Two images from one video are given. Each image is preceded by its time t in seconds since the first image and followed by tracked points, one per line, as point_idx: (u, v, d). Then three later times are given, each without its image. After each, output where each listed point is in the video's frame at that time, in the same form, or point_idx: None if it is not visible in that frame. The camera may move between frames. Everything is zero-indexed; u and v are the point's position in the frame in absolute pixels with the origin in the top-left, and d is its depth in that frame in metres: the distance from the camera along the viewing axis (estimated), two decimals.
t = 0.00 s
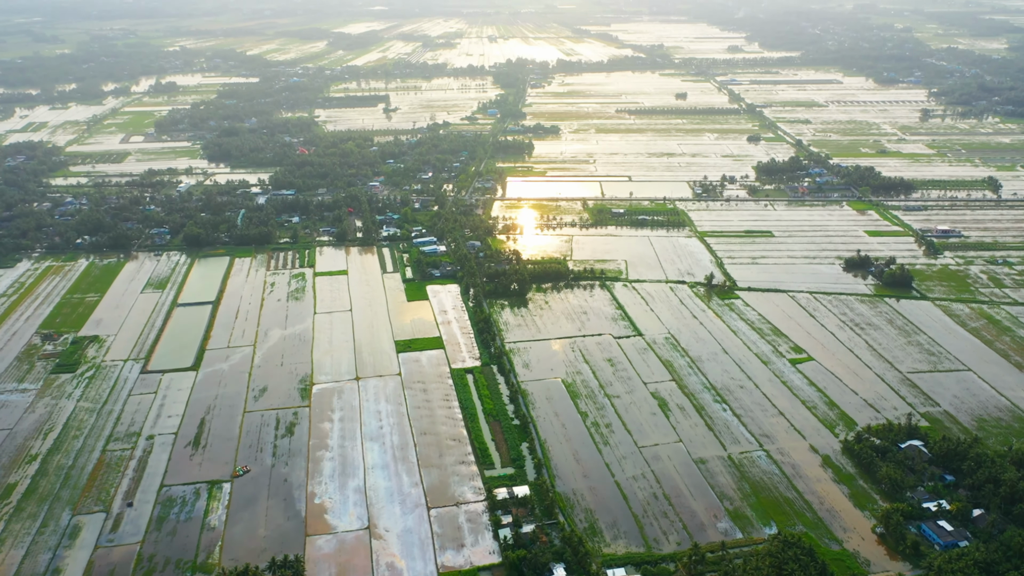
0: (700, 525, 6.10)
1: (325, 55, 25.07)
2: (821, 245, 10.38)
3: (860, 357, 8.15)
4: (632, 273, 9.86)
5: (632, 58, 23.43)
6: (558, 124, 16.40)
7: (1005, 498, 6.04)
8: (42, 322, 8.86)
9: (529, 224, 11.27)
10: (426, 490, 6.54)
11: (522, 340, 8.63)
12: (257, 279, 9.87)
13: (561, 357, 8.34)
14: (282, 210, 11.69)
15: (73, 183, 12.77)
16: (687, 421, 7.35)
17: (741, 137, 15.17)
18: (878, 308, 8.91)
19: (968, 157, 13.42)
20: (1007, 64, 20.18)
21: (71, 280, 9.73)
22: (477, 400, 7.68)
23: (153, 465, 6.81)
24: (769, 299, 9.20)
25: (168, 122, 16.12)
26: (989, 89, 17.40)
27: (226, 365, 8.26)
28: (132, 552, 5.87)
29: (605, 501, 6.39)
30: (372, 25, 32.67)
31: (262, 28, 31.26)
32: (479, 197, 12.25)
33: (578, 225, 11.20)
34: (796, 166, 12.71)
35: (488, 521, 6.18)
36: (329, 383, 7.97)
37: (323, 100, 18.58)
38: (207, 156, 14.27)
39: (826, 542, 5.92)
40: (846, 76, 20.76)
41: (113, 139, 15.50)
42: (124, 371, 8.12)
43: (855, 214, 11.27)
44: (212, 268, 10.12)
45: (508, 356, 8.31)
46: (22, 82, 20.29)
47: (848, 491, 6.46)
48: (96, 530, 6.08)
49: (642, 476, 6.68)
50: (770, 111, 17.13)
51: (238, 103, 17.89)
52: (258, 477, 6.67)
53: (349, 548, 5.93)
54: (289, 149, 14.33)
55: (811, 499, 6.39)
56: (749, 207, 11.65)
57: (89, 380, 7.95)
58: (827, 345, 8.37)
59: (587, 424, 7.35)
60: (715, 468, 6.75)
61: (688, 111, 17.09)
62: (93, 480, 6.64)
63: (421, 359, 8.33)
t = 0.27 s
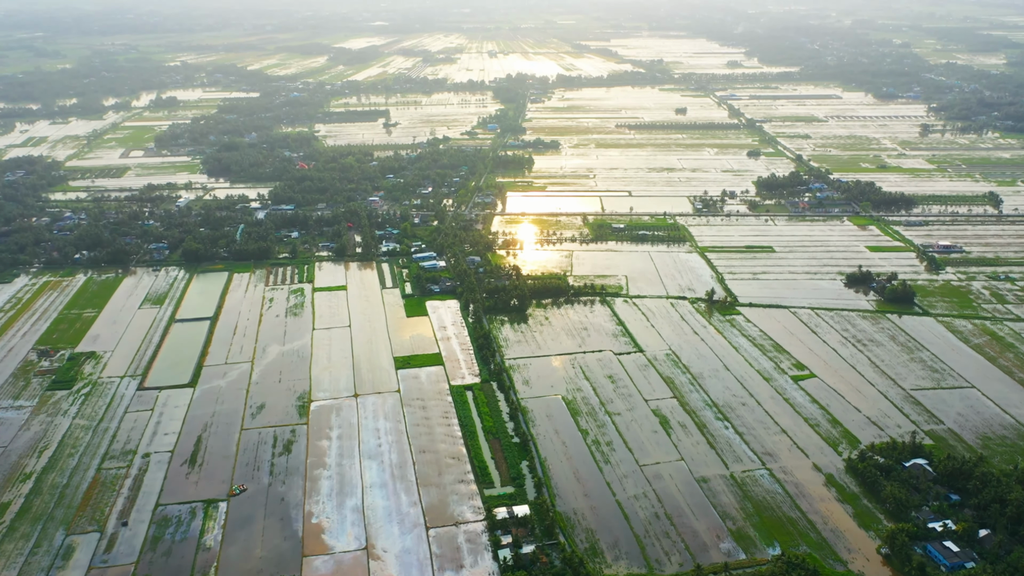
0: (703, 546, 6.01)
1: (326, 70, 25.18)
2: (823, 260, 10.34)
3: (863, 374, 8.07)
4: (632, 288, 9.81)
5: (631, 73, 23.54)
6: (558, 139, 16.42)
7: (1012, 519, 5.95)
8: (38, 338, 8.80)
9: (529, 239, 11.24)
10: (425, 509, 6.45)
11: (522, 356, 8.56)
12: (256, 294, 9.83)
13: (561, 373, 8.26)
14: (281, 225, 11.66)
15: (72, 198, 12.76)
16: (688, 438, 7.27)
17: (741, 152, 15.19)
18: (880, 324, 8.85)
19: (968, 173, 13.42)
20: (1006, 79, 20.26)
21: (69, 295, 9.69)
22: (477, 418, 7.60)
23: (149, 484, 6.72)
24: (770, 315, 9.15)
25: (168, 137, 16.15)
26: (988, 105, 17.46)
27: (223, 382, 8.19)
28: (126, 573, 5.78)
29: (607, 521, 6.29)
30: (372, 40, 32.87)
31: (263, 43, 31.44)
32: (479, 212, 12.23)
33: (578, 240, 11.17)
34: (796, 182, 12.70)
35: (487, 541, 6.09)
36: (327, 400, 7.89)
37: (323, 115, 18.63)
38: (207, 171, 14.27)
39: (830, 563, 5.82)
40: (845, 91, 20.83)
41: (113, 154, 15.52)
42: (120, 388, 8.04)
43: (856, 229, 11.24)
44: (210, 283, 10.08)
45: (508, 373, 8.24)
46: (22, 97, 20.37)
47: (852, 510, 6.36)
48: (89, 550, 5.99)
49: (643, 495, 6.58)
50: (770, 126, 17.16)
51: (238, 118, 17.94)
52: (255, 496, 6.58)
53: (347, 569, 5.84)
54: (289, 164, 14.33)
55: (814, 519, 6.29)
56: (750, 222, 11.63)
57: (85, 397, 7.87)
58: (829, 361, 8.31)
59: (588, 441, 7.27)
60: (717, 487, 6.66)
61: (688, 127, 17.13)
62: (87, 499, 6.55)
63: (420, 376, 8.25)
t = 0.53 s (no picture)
0: (705, 567, 5.91)
1: (327, 85, 25.30)
2: (824, 276, 10.30)
3: (865, 391, 8.00)
4: (633, 304, 9.76)
5: (631, 87, 23.64)
6: (558, 154, 16.45)
7: (1019, 539, 5.85)
8: (35, 354, 8.73)
9: (529, 254, 11.21)
10: (424, 528, 6.35)
11: (522, 373, 8.49)
12: (254, 309, 9.79)
13: (562, 390, 8.19)
14: (280, 240, 11.64)
15: (71, 213, 12.74)
16: (690, 457, 7.18)
17: (741, 167, 15.20)
18: (882, 340, 8.79)
19: (969, 188, 13.42)
20: (1005, 94, 20.35)
21: (67, 310, 9.64)
22: (476, 436, 7.52)
23: (144, 502, 6.63)
24: (772, 331, 9.09)
25: (168, 151, 16.17)
26: (988, 120, 17.51)
27: (221, 399, 8.11)
28: None
29: (608, 540, 6.20)
30: (373, 55, 33.07)
31: (264, 58, 31.61)
32: (479, 227, 12.21)
33: (578, 255, 11.13)
34: (796, 197, 12.69)
35: (487, 562, 6.00)
36: (325, 417, 7.81)
37: (324, 129, 18.68)
38: (206, 186, 14.27)
39: None
40: (844, 106, 20.91)
41: (112, 168, 15.54)
42: (116, 405, 7.97)
43: (857, 245, 11.21)
44: (209, 299, 10.04)
45: (508, 389, 8.17)
46: (23, 112, 20.44)
47: (857, 530, 6.27)
48: (83, 571, 5.89)
49: (645, 514, 6.49)
50: (770, 141, 17.20)
51: (239, 132, 17.99)
52: (251, 515, 6.49)
53: None
54: (288, 179, 14.34)
55: (819, 539, 6.19)
56: (750, 237, 11.61)
57: (81, 414, 7.80)
58: (832, 378, 8.24)
59: (588, 459, 7.18)
60: (720, 506, 6.57)
61: (688, 141, 17.16)
62: (82, 518, 6.46)
63: (419, 393, 8.18)
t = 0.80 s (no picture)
0: None
1: (327, 100, 25.39)
2: (825, 291, 10.26)
3: (868, 408, 7.92)
4: (634, 319, 9.71)
5: (631, 102, 23.73)
6: (559, 168, 16.47)
7: None
8: (31, 370, 8.67)
9: (529, 269, 11.18)
10: (422, 548, 6.26)
11: (522, 389, 8.42)
12: (253, 325, 9.73)
13: (562, 407, 8.11)
14: (280, 254, 11.61)
15: (70, 227, 12.73)
16: (692, 475, 7.09)
17: (741, 182, 15.20)
18: (885, 356, 8.73)
19: (970, 202, 13.41)
20: (1004, 109, 20.42)
21: (64, 326, 9.59)
22: (476, 453, 7.44)
23: (139, 521, 6.54)
24: (773, 347, 9.03)
25: (168, 166, 16.19)
26: (987, 135, 17.56)
27: (218, 415, 8.03)
28: None
29: (609, 561, 6.10)
30: (373, 70, 33.23)
31: (265, 73, 31.76)
32: (479, 242, 12.19)
33: (578, 270, 11.10)
34: (796, 212, 12.68)
35: None
36: (323, 434, 7.73)
37: (324, 144, 18.72)
38: (206, 200, 14.27)
39: None
40: (844, 121, 20.97)
41: (112, 182, 15.54)
42: (113, 422, 7.89)
43: (858, 260, 11.18)
44: (207, 314, 9.99)
45: (508, 406, 8.09)
46: (24, 126, 20.51)
47: (862, 550, 6.16)
48: None
49: (646, 534, 6.39)
50: (770, 156, 17.22)
51: (239, 147, 18.03)
52: (248, 535, 6.39)
53: None
54: (288, 193, 14.34)
55: (823, 560, 6.09)
56: (751, 252, 11.58)
57: (77, 431, 7.72)
58: (834, 395, 8.16)
59: (589, 478, 7.09)
60: (722, 526, 6.47)
61: (688, 156, 17.18)
62: (76, 537, 6.36)
63: (419, 410, 8.10)
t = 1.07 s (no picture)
0: None
1: (327, 116, 25.49)
2: (827, 308, 10.20)
3: (872, 427, 7.83)
4: (634, 337, 9.65)
5: (630, 119, 23.81)
6: (559, 185, 16.48)
7: None
8: (26, 388, 8.59)
9: (529, 286, 11.13)
10: (421, 571, 6.15)
11: (522, 407, 8.33)
12: (251, 342, 9.66)
13: (562, 426, 8.01)
14: (279, 271, 11.57)
15: (68, 244, 12.71)
16: (694, 495, 6.98)
17: (741, 198, 15.21)
18: (887, 375, 8.65)
19: (971, 219, 13.40)
20: (1003, 126, 20.49)
21: (60, 343, 9.52)
22: (475, 473, 7.34)
23: (133, 543, 6.43)
24: (775, 365, 8.95)
25: (168, 182, 16.21)
26: (987, 151, 17.60)
27: (215, 434, 7.94)
28: None
29: None
30: (374, 87, 33.40)
31: (265, 89, 31.92)
32: (479, 258, 12.16)
33: (579, 287, 11.06)
34: (797, 228, 12.67)
35: None
36: (321, 454, 7.64)
37: (324, 160, 18.75)
38: (205, 216, 14.27)
39: None
40: (843, 138, 21.04)
41: (111, 199, 15.56)
42: (108, 441, 7.79)
43: (860, 277, 11.13)
44: (205, 331, 9.93)
45: (508, 425, 8.00)
46: (24, 142, 20.58)
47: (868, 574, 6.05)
48: None
49: (648, 556, 6.27)
50: (770, 172, 17.24)
51: (239, 163, 18.07)
52: (243, 557, 6.28)
53: None
54: (288, 210, 14.34)
55: None
56: (752, 269, 11.54)
57: (72, 450, 7.62)
58: (837, 414, 8.07)
59: (590, 498, 6.98)
60: (725, 548, 6.36)
61: (688, 173, 17.21)
62: (68, 560, 6.25)
63: (417, 429, 8.00)
